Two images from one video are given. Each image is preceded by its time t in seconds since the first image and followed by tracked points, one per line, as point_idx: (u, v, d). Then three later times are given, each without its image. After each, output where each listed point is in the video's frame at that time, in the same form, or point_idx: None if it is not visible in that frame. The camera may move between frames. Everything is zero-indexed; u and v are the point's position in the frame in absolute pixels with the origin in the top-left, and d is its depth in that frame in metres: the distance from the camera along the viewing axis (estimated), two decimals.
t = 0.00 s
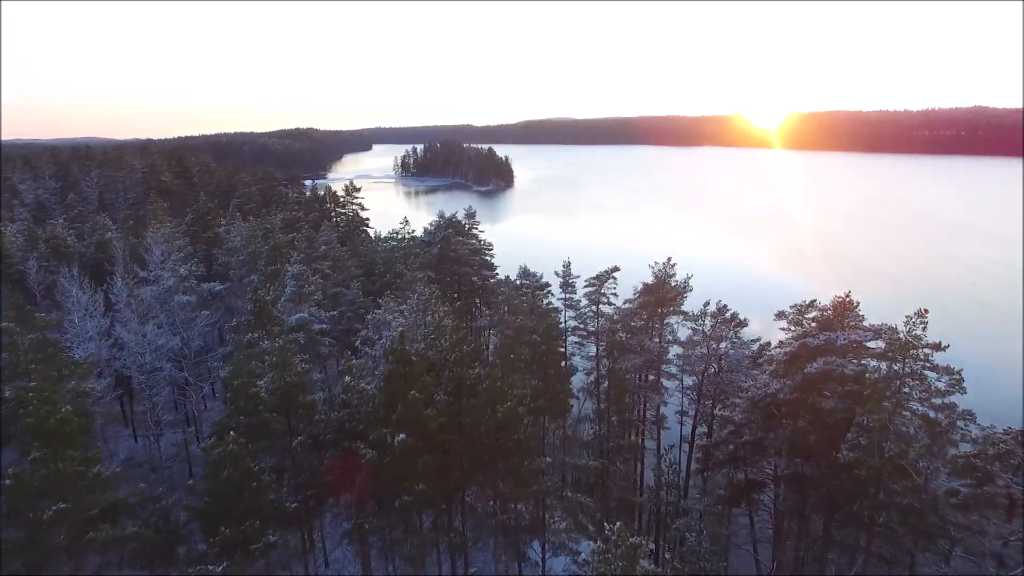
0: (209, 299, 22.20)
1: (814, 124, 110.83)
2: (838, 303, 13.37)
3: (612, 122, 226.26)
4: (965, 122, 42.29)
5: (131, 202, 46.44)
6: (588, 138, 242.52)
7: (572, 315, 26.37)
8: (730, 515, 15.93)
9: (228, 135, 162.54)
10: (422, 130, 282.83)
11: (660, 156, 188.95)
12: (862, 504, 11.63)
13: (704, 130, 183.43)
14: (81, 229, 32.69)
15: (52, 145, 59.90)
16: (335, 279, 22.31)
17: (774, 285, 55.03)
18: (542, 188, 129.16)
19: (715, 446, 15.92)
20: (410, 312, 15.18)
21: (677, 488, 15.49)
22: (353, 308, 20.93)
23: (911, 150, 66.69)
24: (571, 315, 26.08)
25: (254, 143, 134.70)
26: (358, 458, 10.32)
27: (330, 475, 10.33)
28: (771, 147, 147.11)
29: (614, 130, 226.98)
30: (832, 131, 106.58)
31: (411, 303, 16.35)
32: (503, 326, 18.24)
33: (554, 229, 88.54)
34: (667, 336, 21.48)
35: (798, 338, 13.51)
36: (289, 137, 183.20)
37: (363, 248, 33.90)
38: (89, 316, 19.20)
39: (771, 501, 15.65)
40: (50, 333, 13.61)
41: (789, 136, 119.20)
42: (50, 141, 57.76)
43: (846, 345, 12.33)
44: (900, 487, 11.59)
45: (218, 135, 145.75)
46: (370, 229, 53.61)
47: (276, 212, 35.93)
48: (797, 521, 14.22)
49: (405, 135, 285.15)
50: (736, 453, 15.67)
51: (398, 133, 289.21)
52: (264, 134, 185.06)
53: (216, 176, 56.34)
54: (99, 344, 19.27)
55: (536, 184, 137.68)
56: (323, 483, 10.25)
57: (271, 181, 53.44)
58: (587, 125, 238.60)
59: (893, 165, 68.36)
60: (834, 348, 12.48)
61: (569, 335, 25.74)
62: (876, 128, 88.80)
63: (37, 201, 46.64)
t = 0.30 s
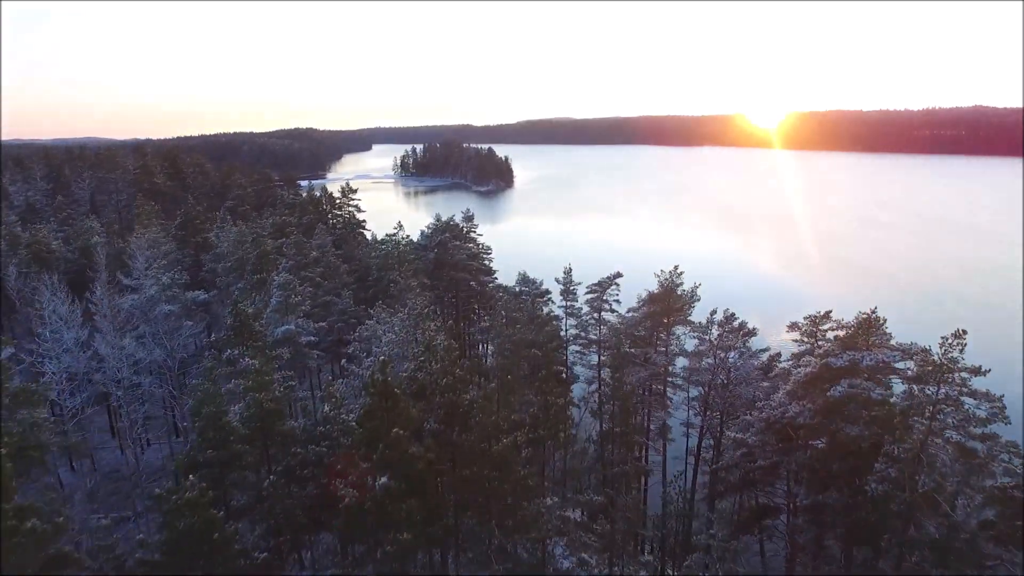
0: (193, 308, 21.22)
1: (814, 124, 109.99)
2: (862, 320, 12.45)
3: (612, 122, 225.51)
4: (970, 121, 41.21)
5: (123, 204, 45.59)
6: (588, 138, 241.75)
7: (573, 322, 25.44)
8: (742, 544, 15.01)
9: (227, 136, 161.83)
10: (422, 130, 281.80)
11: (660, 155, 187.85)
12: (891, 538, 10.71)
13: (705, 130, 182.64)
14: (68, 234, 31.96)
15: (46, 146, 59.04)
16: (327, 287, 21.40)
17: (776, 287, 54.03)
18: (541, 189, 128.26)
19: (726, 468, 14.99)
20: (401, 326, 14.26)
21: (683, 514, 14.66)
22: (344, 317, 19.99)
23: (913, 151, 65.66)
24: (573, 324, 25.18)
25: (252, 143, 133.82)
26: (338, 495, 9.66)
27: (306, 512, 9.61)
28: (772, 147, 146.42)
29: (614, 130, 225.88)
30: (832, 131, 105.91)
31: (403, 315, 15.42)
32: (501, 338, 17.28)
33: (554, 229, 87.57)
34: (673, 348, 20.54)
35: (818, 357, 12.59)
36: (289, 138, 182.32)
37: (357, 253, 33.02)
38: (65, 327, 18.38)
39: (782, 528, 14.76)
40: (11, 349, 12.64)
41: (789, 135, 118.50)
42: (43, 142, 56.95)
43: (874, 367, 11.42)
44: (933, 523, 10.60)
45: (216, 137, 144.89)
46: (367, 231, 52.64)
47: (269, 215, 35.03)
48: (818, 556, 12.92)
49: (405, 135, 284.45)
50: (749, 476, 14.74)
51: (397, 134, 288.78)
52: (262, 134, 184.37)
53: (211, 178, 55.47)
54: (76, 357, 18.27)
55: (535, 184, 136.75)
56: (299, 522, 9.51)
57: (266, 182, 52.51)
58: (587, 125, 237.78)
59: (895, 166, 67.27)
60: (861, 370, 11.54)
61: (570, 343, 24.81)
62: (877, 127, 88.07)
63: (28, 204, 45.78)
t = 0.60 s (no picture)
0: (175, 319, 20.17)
1: (814, 124, 109.16)
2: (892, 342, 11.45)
3: (612, 122, 224.61)
4: (974, 119, 40.24)
5: (114, 207, 44.65)
6: (587, 138, 240.81)
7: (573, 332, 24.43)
8: None
9: (226, 137, 161.09)
10: (421, 130, 280.84)
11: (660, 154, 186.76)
12: None
13: (705, 130, 181.76)
14: (53, 238, 31.03)
15: (38, 148, 58.17)
16: (316, 297, 20.38)
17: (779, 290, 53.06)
18: (541, 189, 127.27)
19: (731, 495, 14.04)
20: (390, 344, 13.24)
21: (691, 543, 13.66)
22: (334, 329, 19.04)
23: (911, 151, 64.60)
24: (574, 333, 24.17)
25: (250, 143, 132.92)
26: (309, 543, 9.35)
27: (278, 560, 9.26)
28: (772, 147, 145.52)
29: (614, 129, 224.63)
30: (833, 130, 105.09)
31: (393, 331, 14.37)
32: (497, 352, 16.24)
33: (554, 230, 86.59)
34: (680, 360, 19.53)
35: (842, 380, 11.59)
36: (288, 139, 181.69)
37: (350, 258, 32.05)
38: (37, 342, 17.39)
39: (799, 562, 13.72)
40: None
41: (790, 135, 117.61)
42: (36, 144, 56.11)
43: (908, 393, 10.41)
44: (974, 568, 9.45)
45: (214, 137, 144.04)
46: (364, 233, 51.65)
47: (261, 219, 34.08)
48: None
49: (404, 135, 283.56)
50: (761, 502, 13.83)
51: (396, 134, 287.81)
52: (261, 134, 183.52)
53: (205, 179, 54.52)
54: (46, 373, 17.24)
55: (535, 185, 135.83)
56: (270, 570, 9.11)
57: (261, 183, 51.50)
58: (587, 126, 236.86)
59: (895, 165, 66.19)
60: (890, 397, 10.53)
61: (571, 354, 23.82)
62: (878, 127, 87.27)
63: (16, 206, 44.85)
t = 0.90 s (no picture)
0: (153, 330, 19.11)
1: (814, 123, 108.32)
2: (928, 366, 10.42)
3: (611, 122, 223.74)
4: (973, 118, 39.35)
5: (104, 209, 43.63)
6: (587, 139, 240.00)
7: (574, 342, 23.38)
8: None
9: (224, 137, 160.12)
10: (421, 130, 279.86)
11: (659, 154, 185.83)
12: None
13: (705, 130, 180.85)
14: (35, 241, 30.02)
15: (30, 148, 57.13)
16: (304, 307, 19.33)
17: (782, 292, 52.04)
18: (541, 189, 126.22)
19: (745, 525, 13.04)
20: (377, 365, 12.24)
21: None
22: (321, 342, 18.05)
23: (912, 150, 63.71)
24: (575, 344, 23.17)
25: (248, 143, 132.12)
26: None
27: None
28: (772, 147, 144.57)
29: (613, 128, 223.65)
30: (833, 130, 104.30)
31: (381, 350, 13.37)
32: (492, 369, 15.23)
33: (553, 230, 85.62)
34: (687, 375, 18.53)
35: (870, 406, 10.58)
36: (285, 138, 180.28)
37: (344, 263, 31.04)
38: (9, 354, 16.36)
39: None
40: None
41: (790, 135, 116.86)
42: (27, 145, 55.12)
43: (952, 423, 9.32)
44: None
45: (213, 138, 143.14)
46: (359, 235, 50.61)
47: (251, 222, 33.06)
48: None
49: (403, 135, 282.63)
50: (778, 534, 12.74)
51: (395, 134, 286.88)
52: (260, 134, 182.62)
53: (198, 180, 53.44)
54: (14, 390, 16.16)
55: (534, 185, 134.80)
56: None
57: (254, 184, 50.46)
58: (586, 126, 235.90)
59: (896, 164, 65.31)
60: (928, 428, 9.51)
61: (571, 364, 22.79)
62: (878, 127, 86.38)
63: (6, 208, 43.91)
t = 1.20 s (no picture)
0: (129, 343, 18.17)
1: (815, 122, 107.30)
2: (973, 401, 9.34)
3: (610, 121, 222.64)
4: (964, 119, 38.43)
5: (93, 211, 42.65)
6: (586, 138, 238.92)
7: (575, 354, 22.32)
8: None
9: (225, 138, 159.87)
10: (420, 130, 278.81)
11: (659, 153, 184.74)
12: None
13: (705, 129, 179.69)
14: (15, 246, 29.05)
15: (20, 150, 56.16)
16: (289, 319, 18.29)
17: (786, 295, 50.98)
18: (540, 189, 125.15)
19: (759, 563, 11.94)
20: (359, 391, 11.26)
21: None
22: (307, 356, 17.07)
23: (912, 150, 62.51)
24: (576, 356, 22.10)
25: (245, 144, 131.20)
26: None
27: None
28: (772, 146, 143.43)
29: (612, 126, 222.54)
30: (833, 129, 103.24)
31: (364, 372, 12.41)
32: (485, 387, 14.26)
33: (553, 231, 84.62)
34: (695, 392, 17.45)
35: (904, 441, 9.57)
36: (284, 138, 179.78)
37: (336, 269, 30.03)
38: None
39: None
40: None
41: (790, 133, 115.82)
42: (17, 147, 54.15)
43: (1004, 467, 8.28)
44: None
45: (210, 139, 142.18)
46: (355, 236, 49.65)
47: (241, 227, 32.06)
48: None
49: (403, 135, 281.64)
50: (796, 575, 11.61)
51: (394, 134, 285.84)
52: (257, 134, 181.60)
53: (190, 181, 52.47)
54: None
55: (534, 184, 133.72)
56: None
57: (248, 183, 49.54)
58: (586, 125, 234.75)
59: (898, 163, 64.28)
60: (975, 470, 8.49)
61: (572, 376, 21.75)
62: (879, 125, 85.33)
63: None
